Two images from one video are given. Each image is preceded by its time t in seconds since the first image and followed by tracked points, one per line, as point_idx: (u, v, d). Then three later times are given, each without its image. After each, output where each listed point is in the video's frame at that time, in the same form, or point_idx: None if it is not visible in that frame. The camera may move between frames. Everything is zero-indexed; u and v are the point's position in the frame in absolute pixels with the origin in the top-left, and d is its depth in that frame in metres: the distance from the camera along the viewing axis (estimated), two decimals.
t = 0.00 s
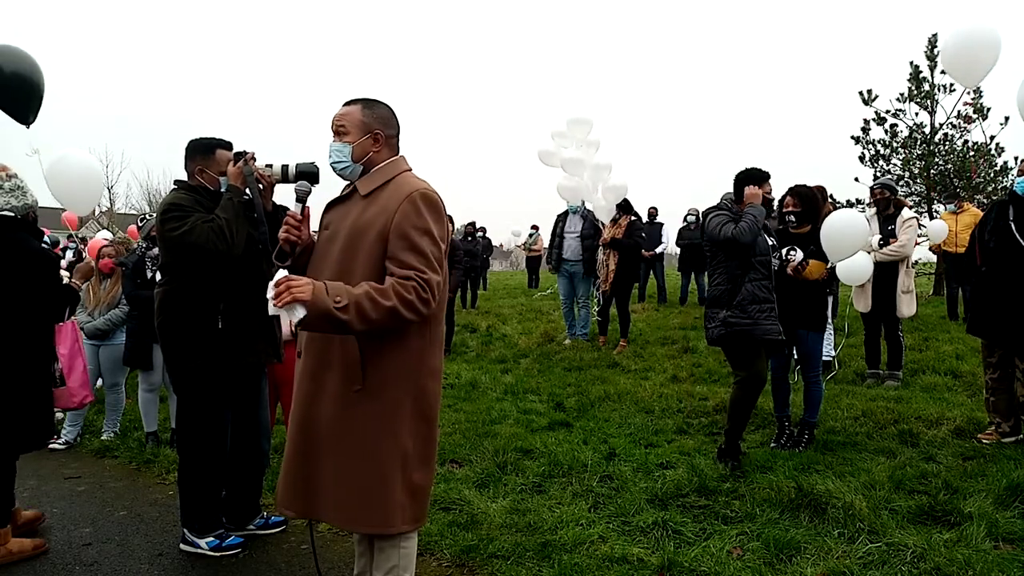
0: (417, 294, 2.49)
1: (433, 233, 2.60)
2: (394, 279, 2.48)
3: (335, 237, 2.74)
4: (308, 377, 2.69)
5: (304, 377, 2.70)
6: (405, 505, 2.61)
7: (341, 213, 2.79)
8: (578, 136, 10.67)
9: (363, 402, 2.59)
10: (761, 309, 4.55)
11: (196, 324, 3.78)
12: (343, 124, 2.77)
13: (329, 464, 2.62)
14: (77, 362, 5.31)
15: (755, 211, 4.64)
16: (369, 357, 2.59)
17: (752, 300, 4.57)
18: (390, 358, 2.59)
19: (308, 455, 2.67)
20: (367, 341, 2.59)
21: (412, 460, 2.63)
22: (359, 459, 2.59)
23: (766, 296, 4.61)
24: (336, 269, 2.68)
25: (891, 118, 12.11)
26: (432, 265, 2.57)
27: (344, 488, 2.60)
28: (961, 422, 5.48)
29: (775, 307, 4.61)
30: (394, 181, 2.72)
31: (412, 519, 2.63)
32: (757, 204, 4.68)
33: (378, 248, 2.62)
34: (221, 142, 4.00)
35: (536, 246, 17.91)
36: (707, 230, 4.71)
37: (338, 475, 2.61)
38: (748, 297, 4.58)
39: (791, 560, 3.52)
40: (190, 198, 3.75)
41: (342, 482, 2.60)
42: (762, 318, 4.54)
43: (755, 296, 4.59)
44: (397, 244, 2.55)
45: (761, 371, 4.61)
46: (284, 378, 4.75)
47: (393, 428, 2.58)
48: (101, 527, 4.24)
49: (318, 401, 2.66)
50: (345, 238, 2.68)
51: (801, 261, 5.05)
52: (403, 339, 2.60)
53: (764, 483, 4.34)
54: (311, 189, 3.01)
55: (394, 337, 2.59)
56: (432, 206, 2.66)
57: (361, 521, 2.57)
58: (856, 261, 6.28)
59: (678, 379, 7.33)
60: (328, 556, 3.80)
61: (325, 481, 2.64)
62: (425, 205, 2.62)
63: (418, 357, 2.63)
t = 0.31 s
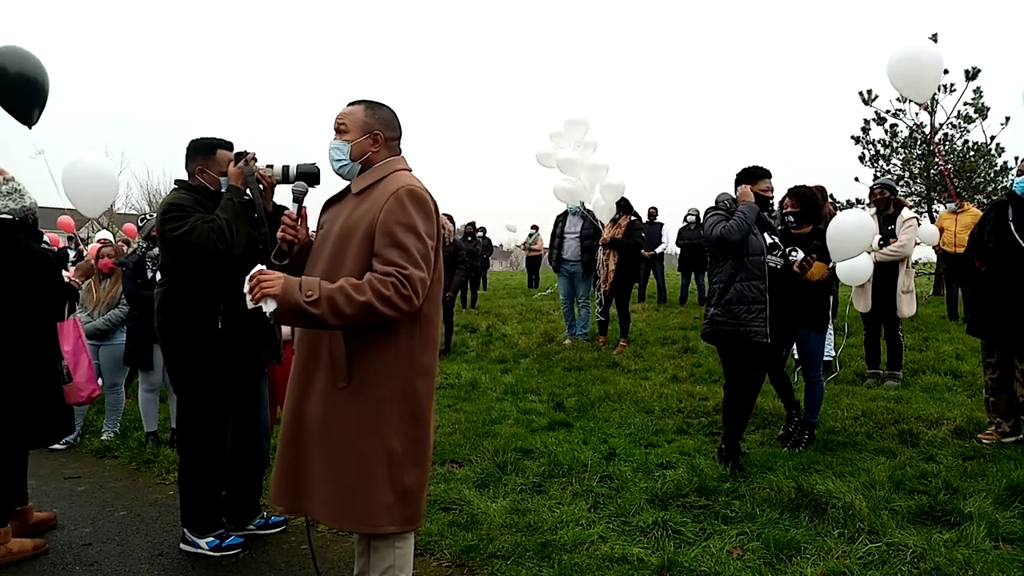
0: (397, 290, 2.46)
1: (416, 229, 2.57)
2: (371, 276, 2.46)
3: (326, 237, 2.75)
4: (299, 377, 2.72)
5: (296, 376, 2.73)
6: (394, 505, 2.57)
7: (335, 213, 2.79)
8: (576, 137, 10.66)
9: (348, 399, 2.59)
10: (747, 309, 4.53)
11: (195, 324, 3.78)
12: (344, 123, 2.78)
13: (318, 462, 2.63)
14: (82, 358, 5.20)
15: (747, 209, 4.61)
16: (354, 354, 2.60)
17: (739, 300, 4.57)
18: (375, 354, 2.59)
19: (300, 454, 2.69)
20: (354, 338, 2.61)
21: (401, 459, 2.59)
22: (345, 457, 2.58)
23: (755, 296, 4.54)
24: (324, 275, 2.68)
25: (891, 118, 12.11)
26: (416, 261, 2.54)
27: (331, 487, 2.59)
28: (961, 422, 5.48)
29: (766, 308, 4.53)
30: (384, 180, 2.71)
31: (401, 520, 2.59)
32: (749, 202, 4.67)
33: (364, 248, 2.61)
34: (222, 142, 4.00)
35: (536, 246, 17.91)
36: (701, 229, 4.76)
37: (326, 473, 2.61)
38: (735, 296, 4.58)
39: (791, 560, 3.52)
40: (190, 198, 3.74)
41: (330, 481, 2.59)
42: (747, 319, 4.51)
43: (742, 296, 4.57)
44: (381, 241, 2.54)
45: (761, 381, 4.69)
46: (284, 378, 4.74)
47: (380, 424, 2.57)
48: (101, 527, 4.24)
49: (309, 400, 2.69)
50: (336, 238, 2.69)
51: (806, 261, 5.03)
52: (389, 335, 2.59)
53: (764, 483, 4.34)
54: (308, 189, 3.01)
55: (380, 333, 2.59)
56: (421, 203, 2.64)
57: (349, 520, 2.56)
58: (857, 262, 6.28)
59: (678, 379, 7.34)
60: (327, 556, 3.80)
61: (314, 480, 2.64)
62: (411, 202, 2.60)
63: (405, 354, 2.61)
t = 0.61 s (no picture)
0: (363, 262, 2.42)
1: (401, 216, 2.55)
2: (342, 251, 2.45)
3: (325, 234, 2.75)
4: (299, 370, 2.72)
5: (295, 370, 2.73)
6: (388, 501, 2.58)
7: (337, 209, 2.80)
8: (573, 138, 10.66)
9: (348, 394, 2.60)
10: (738, 310, 4.56)
11: (195, 324, 3.78)
12: (354, 117, 2.79)
13: (315, 457, 2.62)
14: (76, 355, 5.08)
15: (735, 212, 4.62)
16: (357, 348, 2.61)
17: (729, 301, 4.62)
18: (377, 348, 2.60)
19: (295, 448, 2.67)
20: (355, 333, 2.62)
21: (396, 455, 2.60)
22: (342, 451, 2.58)
23: (744, 296, 4.56)
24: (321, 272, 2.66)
25: (891, 118, 12.11)
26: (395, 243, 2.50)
27: (327, 481, 2.59)
28: (961, 422, 5.48)
29: (756, 307, 4.52)
30: (387, 179, 2.71)
31: (394, 516, 2.59)
32: (741, 205, 4.66)
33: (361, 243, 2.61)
34: (222, 143, 4.00)
35: (535, 246, 17.91)
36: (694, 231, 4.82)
37: (322, 468, 2.60)
38: (725, 297, 4.63)
39: (791, 560, 3.52)
40: (190, 198, 3.74)
41: (326, 476, 2.59)
42: (738, 320, 4.53)
43: (732, 297, 4.60)
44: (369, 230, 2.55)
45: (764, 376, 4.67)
46: (284, 378, 4.74)
47: (378, 419, 2.58)
48: (101, 527, 4.24)
49: (307, 394, 2.68)
50: (336, 234, 2.69)
51: (805, 249, 4.96)
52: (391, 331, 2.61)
53: (764, 483, 4.34)
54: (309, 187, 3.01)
55: (383, 328, 2.61)
56: (418, 201, 2.64)
57: (347, 516, 2.55)
58: (857, 262, 6.28)
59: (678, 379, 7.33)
60: (327, 556, 3.80)
61: (309, 475, 2.63)
62: (409, 197, 2.61)
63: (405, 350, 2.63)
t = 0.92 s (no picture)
0: (366, 240, 2.43)
1: (405, 206, 2.57)
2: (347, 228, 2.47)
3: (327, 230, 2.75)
4: (305, 369, 2.71)
5: (301, 368, 2.72)
6: (397, 497, 2.59)
7: (337, 208, 2.79)
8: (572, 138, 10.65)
9: (355, 390, 2.59)
10: (727, 315, 4.54)
11: (193, 324, 3.78)
12: (356, 116, 2.79)
13: (323, 456, 2.62)
14: (74, 351, 4.97)
15: (729, 218, 4.60)
16: (363, 345, 2.60)
17: (720, 305, 4.61)
18: (383, 344, 2.60)
19: (303, 448, 2.66)
20: (360, 331, 2.61)
21: (403, 450, 2.62)
22: (350, 449, 2.58)
23: (734, 300, 4.55)
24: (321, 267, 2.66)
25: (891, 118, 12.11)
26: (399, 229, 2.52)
27: (336, 480, 2.59)
28: (961, 422, 5.48)
29: (745, 311, 4.50)
30: (389, 178, 2.71)
31: (402, 512, 2.60)
32: (736, 210, 4.63)
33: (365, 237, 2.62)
34: (222, 145, 4.00)
35: (535, 247, 17.90)
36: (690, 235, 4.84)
37: (331, 466, 2.60)
38: (716, 301, 4.63)
39: (791, 560, 3.52)
40: (189, 200, 3.76)
41: (335, 474, 2.59)
42: (727, 324, 4.51)
43: (722, 301, 4.60)
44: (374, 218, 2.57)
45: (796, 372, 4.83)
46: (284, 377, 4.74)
47: (386, 415, 2.58)
48: (101, 527, 4.24)
49: (315, 392, 2.67)
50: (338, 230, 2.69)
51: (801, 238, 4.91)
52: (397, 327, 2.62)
53: (764, 483, 4.34)
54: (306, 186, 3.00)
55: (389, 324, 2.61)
56: (422, 199, 2.66)
57: (357, 514, 2.56)
58: (857, 262, 6.27)
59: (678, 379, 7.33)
60: (327, 556, 3.80)
61: (318, 473, 2.63)
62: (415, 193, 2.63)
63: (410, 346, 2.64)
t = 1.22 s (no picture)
0: (392, 250, 2.44)
1: (416, 212, 2.60)
2: (371, 234, 2.45)
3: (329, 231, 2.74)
4: (310, 371, 2.69)
5: (306, 370, 2.70)
6: (404, 498, 2.61)
7: (336, 210, 2.79)
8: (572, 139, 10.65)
9: (363, 393, 2.59)
10: (731, 317, 4.58)
11: (192, 325, 3.78)
12: (347, 116, 2.78)
13: (330, 459, 2.62)
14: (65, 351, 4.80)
15: (737, 222, 4.62)
16: (370, 347, 2.60)
17: (726, 307, 4.63)
18: (390, 347, 2.60)
19: (308, 450, 2.65)
20: (368, 333, 2.60)
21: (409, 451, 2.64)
22: (358, 451, 2.58)
23: (738, 302, 4.56)
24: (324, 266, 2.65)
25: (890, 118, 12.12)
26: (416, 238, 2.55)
27: (343, 482, 2.59)
28: (961, 422, 5.48)
29: (746, 314, 4.51)
30: (389, 178, 2.73)
31: (408, 512, 2.63)
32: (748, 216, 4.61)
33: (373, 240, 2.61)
34: (222, 144, 4.00)
35: (535, 247, 17.91)
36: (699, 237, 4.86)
37: (338, 469, 2.60)
38: (723, 302, 4.66)
39: (791, 560, 3.52)
40: (187, 201, 3.76)
41: (343, 476, 2.59)
42: (728, 326, 4.57)
43: (728, 303, 4.62)
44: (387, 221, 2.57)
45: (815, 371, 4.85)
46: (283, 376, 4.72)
47: (394, 418, 2.59)
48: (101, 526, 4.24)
49: (320, 394, 2.66)
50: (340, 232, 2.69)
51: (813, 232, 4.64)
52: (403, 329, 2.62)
53: (763, 483, 4.34)
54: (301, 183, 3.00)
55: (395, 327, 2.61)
56: (427, 201, 2.69)
57: (365, 516, 2.56)
58: (857, 262, 6.27)
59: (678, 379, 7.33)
60: (327, 556, 3.80)
61: (325, 476, 2.63)
62: (422, 197, 2.65)
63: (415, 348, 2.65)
